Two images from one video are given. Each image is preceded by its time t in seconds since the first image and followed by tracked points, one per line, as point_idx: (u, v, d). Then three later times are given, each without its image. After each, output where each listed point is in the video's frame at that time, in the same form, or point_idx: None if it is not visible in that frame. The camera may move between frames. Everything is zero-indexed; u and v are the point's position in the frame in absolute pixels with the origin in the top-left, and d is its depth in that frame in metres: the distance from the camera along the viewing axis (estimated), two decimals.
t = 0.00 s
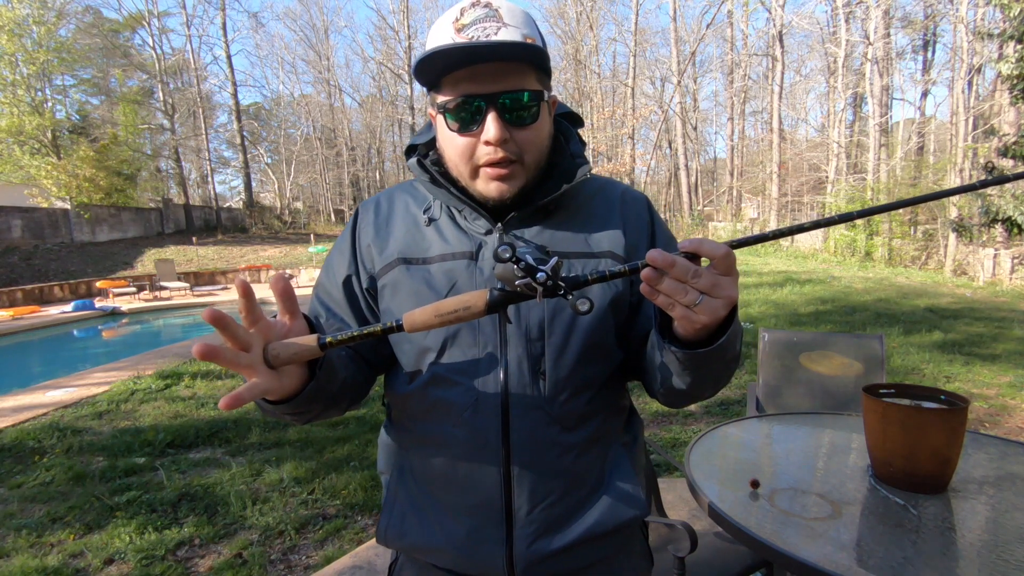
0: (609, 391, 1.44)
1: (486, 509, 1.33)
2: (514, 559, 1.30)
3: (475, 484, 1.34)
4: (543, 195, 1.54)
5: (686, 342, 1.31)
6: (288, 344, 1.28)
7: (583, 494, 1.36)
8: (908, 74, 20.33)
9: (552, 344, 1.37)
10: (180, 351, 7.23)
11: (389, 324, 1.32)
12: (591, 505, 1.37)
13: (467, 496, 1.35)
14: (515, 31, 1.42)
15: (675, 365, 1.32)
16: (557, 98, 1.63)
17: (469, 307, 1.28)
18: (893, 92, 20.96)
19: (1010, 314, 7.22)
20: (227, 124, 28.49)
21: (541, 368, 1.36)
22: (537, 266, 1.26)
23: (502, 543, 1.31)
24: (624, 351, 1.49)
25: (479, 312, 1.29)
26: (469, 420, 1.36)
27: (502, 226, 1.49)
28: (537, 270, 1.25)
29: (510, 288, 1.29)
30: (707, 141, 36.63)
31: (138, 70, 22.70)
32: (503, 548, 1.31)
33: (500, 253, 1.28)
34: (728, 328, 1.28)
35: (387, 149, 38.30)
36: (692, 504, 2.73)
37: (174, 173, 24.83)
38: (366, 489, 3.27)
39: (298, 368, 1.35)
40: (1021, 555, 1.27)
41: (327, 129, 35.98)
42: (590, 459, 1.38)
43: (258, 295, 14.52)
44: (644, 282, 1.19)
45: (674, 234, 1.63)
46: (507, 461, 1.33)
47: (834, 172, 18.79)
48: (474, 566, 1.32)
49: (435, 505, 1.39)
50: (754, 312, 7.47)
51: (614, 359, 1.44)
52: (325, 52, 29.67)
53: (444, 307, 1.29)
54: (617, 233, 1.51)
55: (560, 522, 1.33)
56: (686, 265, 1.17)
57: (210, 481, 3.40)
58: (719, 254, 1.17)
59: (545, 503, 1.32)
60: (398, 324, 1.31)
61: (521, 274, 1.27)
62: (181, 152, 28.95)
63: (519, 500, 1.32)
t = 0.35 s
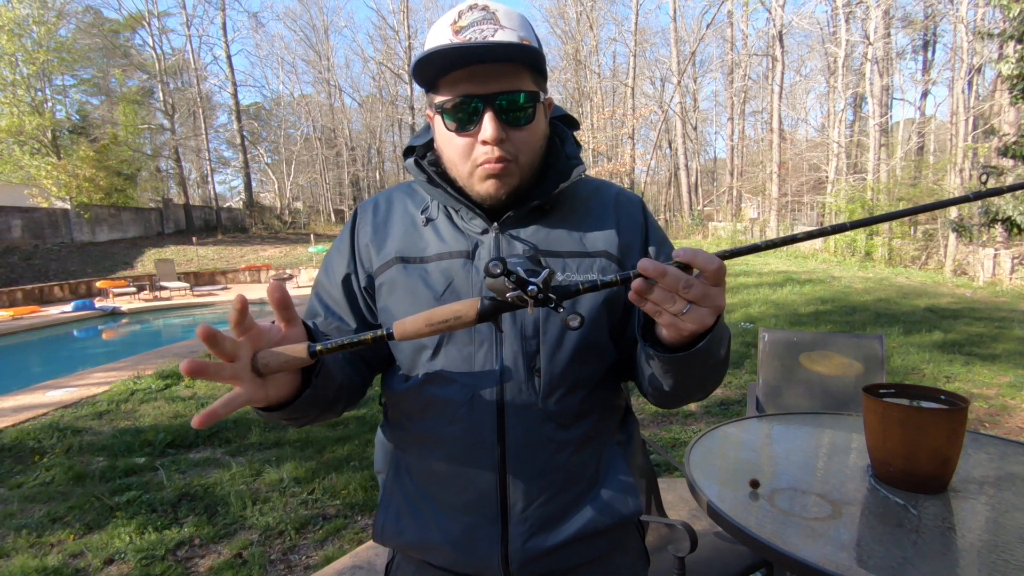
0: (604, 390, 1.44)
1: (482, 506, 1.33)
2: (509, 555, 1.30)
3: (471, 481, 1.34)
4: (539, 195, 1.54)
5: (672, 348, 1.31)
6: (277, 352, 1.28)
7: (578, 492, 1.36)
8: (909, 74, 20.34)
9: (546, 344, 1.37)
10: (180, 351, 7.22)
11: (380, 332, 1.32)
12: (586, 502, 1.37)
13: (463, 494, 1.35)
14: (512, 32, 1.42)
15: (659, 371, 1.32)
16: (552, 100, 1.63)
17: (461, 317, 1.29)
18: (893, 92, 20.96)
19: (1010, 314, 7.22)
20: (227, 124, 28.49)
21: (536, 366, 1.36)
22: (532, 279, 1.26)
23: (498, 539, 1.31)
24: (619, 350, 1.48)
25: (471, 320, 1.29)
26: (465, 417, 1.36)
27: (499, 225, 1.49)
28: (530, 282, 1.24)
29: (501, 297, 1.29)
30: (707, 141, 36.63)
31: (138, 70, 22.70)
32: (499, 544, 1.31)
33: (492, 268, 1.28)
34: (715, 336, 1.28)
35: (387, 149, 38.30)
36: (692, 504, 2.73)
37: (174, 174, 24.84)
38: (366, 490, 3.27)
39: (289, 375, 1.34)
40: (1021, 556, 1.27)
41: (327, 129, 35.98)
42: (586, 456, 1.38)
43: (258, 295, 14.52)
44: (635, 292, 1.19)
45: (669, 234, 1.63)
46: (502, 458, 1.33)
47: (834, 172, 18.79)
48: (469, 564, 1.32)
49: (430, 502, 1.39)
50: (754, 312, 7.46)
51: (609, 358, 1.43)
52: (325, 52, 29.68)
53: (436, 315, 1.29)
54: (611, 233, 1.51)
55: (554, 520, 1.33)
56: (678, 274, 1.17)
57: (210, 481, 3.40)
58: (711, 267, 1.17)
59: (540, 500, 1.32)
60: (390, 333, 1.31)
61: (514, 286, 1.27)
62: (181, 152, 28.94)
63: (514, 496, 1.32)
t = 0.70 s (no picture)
0: (600, 388, 1.44)
1: (478, 503, 1.33)
2: (506, 553, 1.30)
3: (467, 478, 1.34)
4: (536, 193, 1.54)
5: (663, 366, 1.32)
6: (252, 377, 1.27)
7: (575, 489, 1.36)
8: (909, 75, 20.37)
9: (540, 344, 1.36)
10: (180, 351, 7.23)
11: (365, 354, 1.22)
12: (582, 501, 1.36)
13: (459, 492, 1.34)
14: (505, 31, 1.41)
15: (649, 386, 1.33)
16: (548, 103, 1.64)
17: (452, 340, 1.23)
18: (893, 92, 20.97)
19: (1010, 314, 7.23)
20: (227, 124, 28.51)
21: (532, 365, 1.36)
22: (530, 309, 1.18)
23: (495, 536, 1.31)
24: (614, 350, 1.48)
25: (461, 346, 1.23)
26: (461, 414, 1.35)
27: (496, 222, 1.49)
28: (529, 314, 1.17)
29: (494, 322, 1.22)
30: (707, 142, 36.64)
31: (138, 70, 22.72)
32: (496, 542, 1.31)
33: (489, 300, 1.19)
34: (707, 359, 1.29)
35: (387, 149, 38.30)
36: (692, 504, 2.73)
37: (174, 174, 24.86)
38: (365, 489, 3.27)
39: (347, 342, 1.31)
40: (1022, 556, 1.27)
41: (327, 129, 36.00)
42: (582, 454, 1.38)
43: (259, 295, 14.52)
44: (632, 317, 1.19)
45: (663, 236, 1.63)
46: (498, 456, 1.33)
47: (834, 172, 18.80)
48: (465, 562, 1.32)
49: (427, 499, 1.39)
50: (754, 312, 7.47)
51: (605, 357, 1.44)
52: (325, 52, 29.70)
53: (426, 339, 1.24)
54: (607, 232, 1.50)
55: (551, 517, 1.34)
56: (677, 298, 1.17)
57: (210, 481, 3.41)
58: (712, 293, 1.17)
59: (537, 498, 1.33)
60: (376, 355, 1.22)
61: (510, 315, 1.18)
62: (181, 152, 28.95)
63: (510, 493, 1.32)
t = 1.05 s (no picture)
0: (605, 390, 1.44)
1: (482, 504, 1.33)
2: (511, 554, 1.29)
3: (472, 479, 1.34)
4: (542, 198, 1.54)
5: (661, 362, 1.32)
6: (279, 421, 1.33)
7: (578, 491, 1.37)
8: (909, 75, 20.36)
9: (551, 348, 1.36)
10: (180, 351, 7.23)
11: (385, 385, 1.28)
12: (585, 504, 1.37)
13: (464, 493, 1.34)
14: (514, 33, 1.39)
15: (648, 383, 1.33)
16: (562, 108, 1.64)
17: (465, 361, 1.23)
18: (894, 92, 20.98)
19: (1010, 314, 7.23)
20: (227, 124, 28.52)
21: (541, 367, 1.36)
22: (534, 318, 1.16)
23: (499, 536, 1.31)
24: (617, 352, 1.48)
25: (475, 363, 1.23)
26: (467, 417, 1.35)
27: (505, 225, 1.49)
28: (542, 331, 1.16)
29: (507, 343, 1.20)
30: (707, 141, 36.64)
31: (138, 70, 22.75)
32: (500, 542, 1.31)
33: (505, 323, 1.16)
34: (705, 354, 1.30)
35: (387, 149, 38.31)
36: (692, 503, 2.73)
37: (174, 173, 24.86)
38: (365, 489, 3.27)
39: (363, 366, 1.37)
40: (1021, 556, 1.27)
41: (327, 129, 36.01)
42: (585, 456, 1.38)
43: (259, 295, 14.53)
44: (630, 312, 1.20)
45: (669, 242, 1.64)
46: (504, 459, 1.33)
47: (834, 172, 18.80)
48: (468, 563, 1.32)
49: (431, 499, 1.38)
50: (754, 312, 7.47)
51: (609, 359, 1.44)
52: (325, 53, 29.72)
53: (440, 361, 1.23)
54: (616, 238, 1.51)
55: (554, 520, 1.33)
56: (672, 293, 1.19)
57: (210, 481, 3.40)
58: (701, 284, 1.21)
59: (542, 499, 1.33)
60: (396, 385, 1.27)
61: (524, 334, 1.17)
62: (181, 152, 28.95)
63: (515, 495, 1.32)
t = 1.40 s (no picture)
0: (607, 392, 1.44)
1: (484, 508, 1.33)
2: (512, 557, 1.29)
3: (475, 481, 1.34)
4: (547, 200, 1.53)
5: (655, 354, 1.32)
6: (271, 404, 1.32)
7: (581, 494, 1.37)
8: (909, 74, 20.36)
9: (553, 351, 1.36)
10: (180, 351, 7.23)
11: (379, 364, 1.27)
12: (586, 507, 1.37)
13: (465, 495, 1.34)
14: (521, 37, 1.39)
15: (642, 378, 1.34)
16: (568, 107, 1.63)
17: (460, 346, 1.23)
18: (894, 92, 20.98)
19: (1010, 314, 7.22)
20: (227, 124, 28.51)
21: (543, 370, 1.36)
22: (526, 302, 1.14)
23: (500, 540, 1.31)
24: (619, 353, 1.48)
25: (470, 349, 1.24)
26: (469, 419, 1.35)
27: (508, 228, 1.50)
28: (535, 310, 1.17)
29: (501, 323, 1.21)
30: (707, 141, 36.63)
31: (139, 70, 22.76)
32: (501, 547, 1.30)
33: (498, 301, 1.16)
34: (701, 343, 1.29)
35: (387, 149, 38.30)
36: (692, 503, 2.73)
37: (174, 173, 24.87)
38: (365, 489, 3.27)
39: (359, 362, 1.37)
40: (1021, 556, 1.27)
41: (327, 129, 36.00)
42: (587, 460, 1.38)
43: (259, 295, 14.53)
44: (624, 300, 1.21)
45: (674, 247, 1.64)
46: (506, 462, 1.33)
47: (834, 172, 18.81)
48: (470, 565, 1.32)
49: (433, 503, 1.38)
50: (754, 312, 7.47)
51: (611, 362, 1.44)
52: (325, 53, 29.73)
53: (437, 344, 1.23)
54: (619, 242, 1.51)
55: (556, 523, 1.33)
56: (665, 280, 1.20)
57: (210, 481, 3.41)
58: (693, 270, 1.23)
59: (544, 503, 1.32)
60: (390, 364, 1.26)
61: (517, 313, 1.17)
62: (181, 152, 28.96)
63: (516, 499, 1.32)
